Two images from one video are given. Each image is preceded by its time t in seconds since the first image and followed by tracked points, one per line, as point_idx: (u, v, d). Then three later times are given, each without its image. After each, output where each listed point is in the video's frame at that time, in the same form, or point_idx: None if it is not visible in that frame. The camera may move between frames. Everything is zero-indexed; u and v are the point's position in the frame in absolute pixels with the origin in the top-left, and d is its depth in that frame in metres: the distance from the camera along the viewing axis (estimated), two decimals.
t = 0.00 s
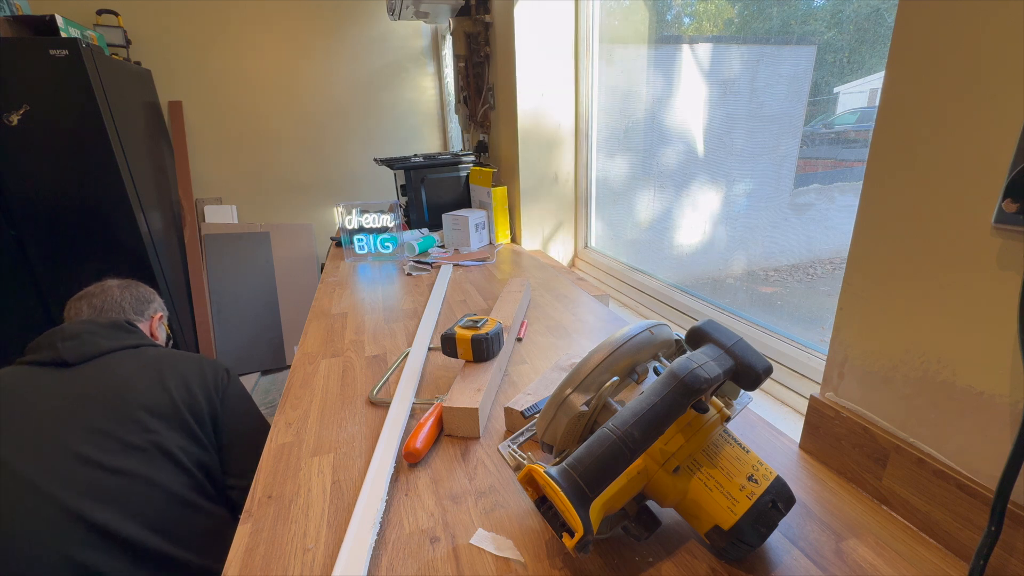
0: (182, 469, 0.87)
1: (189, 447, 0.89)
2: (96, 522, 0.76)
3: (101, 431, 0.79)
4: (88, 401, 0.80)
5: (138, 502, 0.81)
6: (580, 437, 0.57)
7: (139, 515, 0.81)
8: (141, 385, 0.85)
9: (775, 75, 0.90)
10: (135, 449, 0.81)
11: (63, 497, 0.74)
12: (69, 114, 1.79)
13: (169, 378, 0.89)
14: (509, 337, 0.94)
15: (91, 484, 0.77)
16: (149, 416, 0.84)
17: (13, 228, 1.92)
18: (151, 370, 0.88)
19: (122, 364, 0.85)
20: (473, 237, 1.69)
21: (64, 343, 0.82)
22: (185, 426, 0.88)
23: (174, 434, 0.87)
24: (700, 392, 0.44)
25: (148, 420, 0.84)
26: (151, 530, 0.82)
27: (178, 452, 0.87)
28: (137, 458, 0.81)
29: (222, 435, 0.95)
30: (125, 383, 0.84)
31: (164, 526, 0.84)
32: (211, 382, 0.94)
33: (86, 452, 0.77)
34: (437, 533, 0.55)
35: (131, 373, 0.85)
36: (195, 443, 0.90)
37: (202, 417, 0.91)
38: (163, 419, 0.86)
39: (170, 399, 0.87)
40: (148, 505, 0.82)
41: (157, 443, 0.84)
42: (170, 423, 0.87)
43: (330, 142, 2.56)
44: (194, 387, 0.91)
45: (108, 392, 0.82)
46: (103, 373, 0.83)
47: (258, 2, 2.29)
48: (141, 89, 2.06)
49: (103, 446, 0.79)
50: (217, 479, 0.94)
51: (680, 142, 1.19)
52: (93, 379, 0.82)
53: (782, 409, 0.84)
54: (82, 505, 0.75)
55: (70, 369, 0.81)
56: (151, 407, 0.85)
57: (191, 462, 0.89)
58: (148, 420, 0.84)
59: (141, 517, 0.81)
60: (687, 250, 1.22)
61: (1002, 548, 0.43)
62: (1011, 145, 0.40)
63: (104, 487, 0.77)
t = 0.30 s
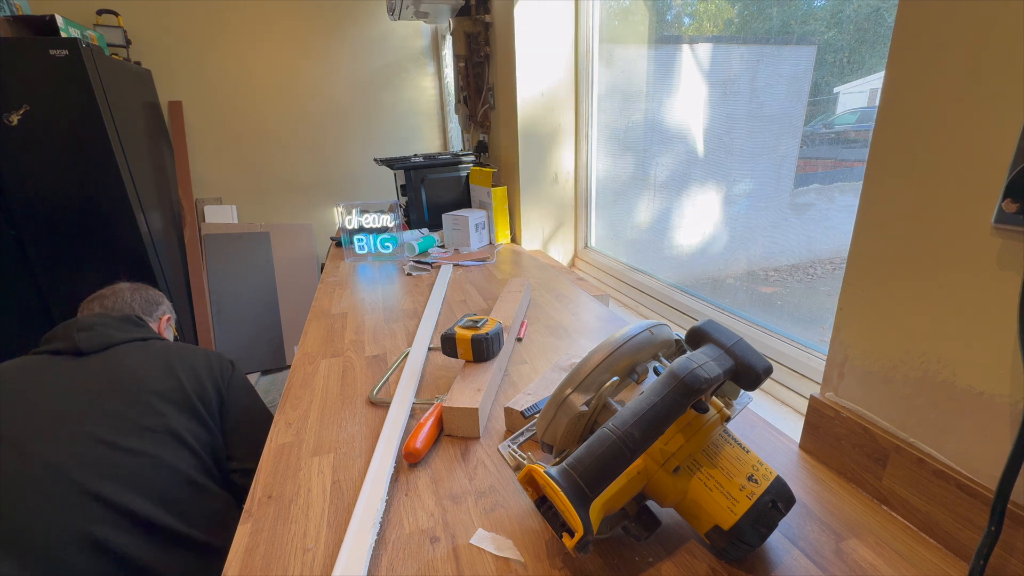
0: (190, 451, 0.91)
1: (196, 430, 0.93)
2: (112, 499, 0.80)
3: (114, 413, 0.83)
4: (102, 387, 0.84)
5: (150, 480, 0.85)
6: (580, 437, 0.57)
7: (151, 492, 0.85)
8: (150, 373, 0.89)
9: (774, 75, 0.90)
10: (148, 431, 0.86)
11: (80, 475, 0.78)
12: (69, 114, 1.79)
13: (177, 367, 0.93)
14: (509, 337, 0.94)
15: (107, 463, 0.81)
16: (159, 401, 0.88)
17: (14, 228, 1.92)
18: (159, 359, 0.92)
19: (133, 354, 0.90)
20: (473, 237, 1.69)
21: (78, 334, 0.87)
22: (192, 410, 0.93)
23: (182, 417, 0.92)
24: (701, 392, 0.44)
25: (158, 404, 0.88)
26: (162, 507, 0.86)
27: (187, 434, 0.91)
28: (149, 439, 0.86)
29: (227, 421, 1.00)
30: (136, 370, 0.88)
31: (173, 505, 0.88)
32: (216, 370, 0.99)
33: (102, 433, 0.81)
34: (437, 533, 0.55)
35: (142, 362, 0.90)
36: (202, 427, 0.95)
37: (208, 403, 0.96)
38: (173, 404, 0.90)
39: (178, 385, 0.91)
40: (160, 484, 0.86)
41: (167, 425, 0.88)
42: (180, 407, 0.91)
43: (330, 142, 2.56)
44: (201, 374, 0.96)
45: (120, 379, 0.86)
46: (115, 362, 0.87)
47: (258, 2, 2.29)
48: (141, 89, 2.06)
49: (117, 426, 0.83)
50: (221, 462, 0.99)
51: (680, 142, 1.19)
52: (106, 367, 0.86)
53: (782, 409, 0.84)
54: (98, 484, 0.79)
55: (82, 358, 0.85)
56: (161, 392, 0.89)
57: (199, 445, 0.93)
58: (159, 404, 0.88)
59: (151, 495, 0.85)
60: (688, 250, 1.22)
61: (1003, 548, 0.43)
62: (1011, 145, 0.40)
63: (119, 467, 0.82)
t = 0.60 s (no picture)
0: (199, 445, 0.92)
1: (205, 424, 0.94)
2: (123, 489, 0.80)
3: (123, 405, 0.84)
4: (112, 381, 0.86)
5: (160, 472, 0.85)
6: (580, 437, 0.57)
7: (161, 484, 0.85)
8: (158, 367, 0.91)
9: (775, 75, 0.90)
10: (157, 424, 0.87)
11: (90, 466, 0.79)
12: (69, 114, 1.79)
13: (184, 360, 0.95)
14: (509, 337, 0.94)
15: (117, 455, 0.81)
16: (168, 392, 0.90)
17: (14, 228, 1.92)
18: (167, 353, 0.94)
19: (142, 349, 0.92)
20: (473, 237, 1.69)
21: (90, 330, 0.88)
22: (201, 403, 0.94)
23: (191, 410, 0.93)
24: (700, 392, 0.44)
25: (166, 396, 0.89)
26: (171, 500, 0.87)
27: (196, 427, 0.92)
28: (157, 431, 0.86)
29: (233, 413, 1.01)
30: (145, 364, 0.90)
31: (183, 497, 0.88)
32: (222, 363, 1.01)
33: (111, 426, 0.82)
34: (437, 533, 0.55)
35: (150, 356, 0.92)
36: (210, 420, 0.96)
37: (215, 397, 0.97)
38: (182, 397, 0.92)
39: (185, 378, 0.93)
40: (169, 475, 0.86)
41: (176, 417, 0.89)
42: (189, 401, 0.92)
43: (330, 142, 2.56)
44: (207, 367, 0.97)
45: (129, 372, 0.88)
46: (125, 356, 0.89)
47: (258, 2, 2.29)
48: (140, 89, 2.06)
49: (126, 418, 0.84)
50: (226, 455, 0.99)
51: (680, 142, 1.19)
52: (116, 362, 0.87)
53: (782, 409, 0.84)
54: (109, 475, 0.80)
55: (94, 353, 0.87)
56: (169, 385, 0.90)
57: (207, 439, 0.94)
58: (169, 398, 0.90)
59: (161, 486, 0.85)
60: (688, 250, 1.22)
61: (1003, 548, 0.43)
62: (1011, 145, 0.40)
63: (129, 458, 0.82)
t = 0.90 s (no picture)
0: (201, 442, 0.92)
1: (207, 421, 0.94)
2: (126, 485, 0.81)
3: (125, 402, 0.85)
4: (115, 379, 0.86)
5: (162, 469, 0.85)
6: (580, 437, 0.57)
7: (163, 481, 0.85)
8: (160, 365, 0.91)
9: (775, 75, 0.90)
10: (159, 421, 0.87)
11: (94, 461, 0.79)
12: (68, 114, 1.79)
13: (186, 357, 0.95)
14: (509, 337, 0.94)
15: (120, 450, 0.82)
16: (170, 389, 0.90)
17: (14, 228, 1.92)
18: (169, 351, 0.94)
19: (144, 347, 0.92)
20: (473, 237, 1.69)
21: (95, 327, 0.89)
22: (202, 400, 0.94)
23: (194, 407, 0.92)
24: (700, 392, 0.44)
25: (168, 394, 0.89)
26: (173, 496, 0.87)
27: (198, 425, 0.92)
28: (160, 428, 0.86)
29: (233, 409, 1.01)
30: (148, 362, 0.90)
31: (185, 494, 0.88)
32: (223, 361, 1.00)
33: (115, 422, 0.83)
34: (437, 533, 0.55)
35: (152, 353, 0.92)
36: (212, 418, 0.96)
37: (217, 395, 0.97)
38: (185, 395, 0.91)
39: (187, 374, 0.93)
40: (172, 472, 0.87)
41: (178, 414, 0.89)
42: (192, 398, 0.92)
43: (330, 142, 2.57)
44: (208, 364, 0.97)
45: (132, 370, 0.88)
46: (128, 353, 0.89)
47: (258, 2, 2.29)
48: (141, 89, 2.06)
49: (129, 416, 0.84)
50: (227, 450, 0.99)
51: (680, 142, 1.19)
52: (119, 359, 0.88)
53: (782, 409, 0.84)
54: (112, 470, 0.80)
55: (98, 351, 0.87)
56: (171, 382, 0.90)
57: (209, 436, 0.94)
58: (172, 395, 0.89)
59: (164, 483, 0.86)
60: (687, 250, 1.22)
61: (1002, 548, 0.43)
62: (1011, 145, 0.40)
63: (132, 454, 0.83)
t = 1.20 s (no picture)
0: (202, 441, 0.92)
1: (208, 419, 0.94)
2: (128, 481, 0.81)
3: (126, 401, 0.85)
4: (117, 377, 0.86)
5: (163, 467, 0.85)
6: (580, 437, 0.57)
7: (165, 479, 0.86)
8: (160, 364, 0.91)
9: (775, 75, 0.90)
10: (159, 419, 0.87)
11: (96, 457, 0.79)
12: (68, 114, 1.79)
13: (186, 356, 0.94)
14: (509, 337, 0.94)
15: (121, 446, 0.82)
16: (171, 388, 0.90)
17: (14, 228, 1.92)
18: (169, 350, 0.94)
19: (145, 346, 0.92)
20: (473, 237, 1.69)
21: (97, 328, 0.89)
22: (203, 398, 0.94)
23: (195, 405, 0.92)
24: (700, 392, 0.44)
25: (169, 392, 0.89)
26: (175, 494, 0.87)
27: (199, 422, 0.92)
28: (161, 427, 0.86)
29: (234, 405, 1.00)
30: (149, 361, 0.90)
31: (187, 492, 0.89)
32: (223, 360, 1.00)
33: (116, 420, 0.83)
34: (437, 533, 0.55)
35: (152, 353, 0.91)
36: (213, 416, 0.95)
37: (219, 393, 0.97)
38: (186, 393, 0.91)
39: (187, 373, 0.92)
40: (173, 469, 0.87)
41: (178, 413, 0.89)
42: (192, 397, 0.92)
43: (330, 142, 2.57)
44: (208, 363, 0.96)
45: (133, 369, 0.88)
46: (128, 353, 0.89)
47: (258, 2, 2.29)
48: (141, 89, 2.06)
49: (129, 414, 0.84)
50: (227, 447, 0.99)
51: (680, 142, 1.19)
52: (120, 359, 0.88)
53: (782, 409, 0.84)
54: (114, 466, 0.80)
55: (99, 351, 0.87)
56: (172, 381, 0.90)
57: (210, 434, 0.94)
58: (173, 392, 0.89)
59: (166, 481, 0.86)
60: (687, 250, 1.22)
61: (1003, 548, 0.43)
62: (1011, 145, 0.40)
63: (133, 450, 0.83)
